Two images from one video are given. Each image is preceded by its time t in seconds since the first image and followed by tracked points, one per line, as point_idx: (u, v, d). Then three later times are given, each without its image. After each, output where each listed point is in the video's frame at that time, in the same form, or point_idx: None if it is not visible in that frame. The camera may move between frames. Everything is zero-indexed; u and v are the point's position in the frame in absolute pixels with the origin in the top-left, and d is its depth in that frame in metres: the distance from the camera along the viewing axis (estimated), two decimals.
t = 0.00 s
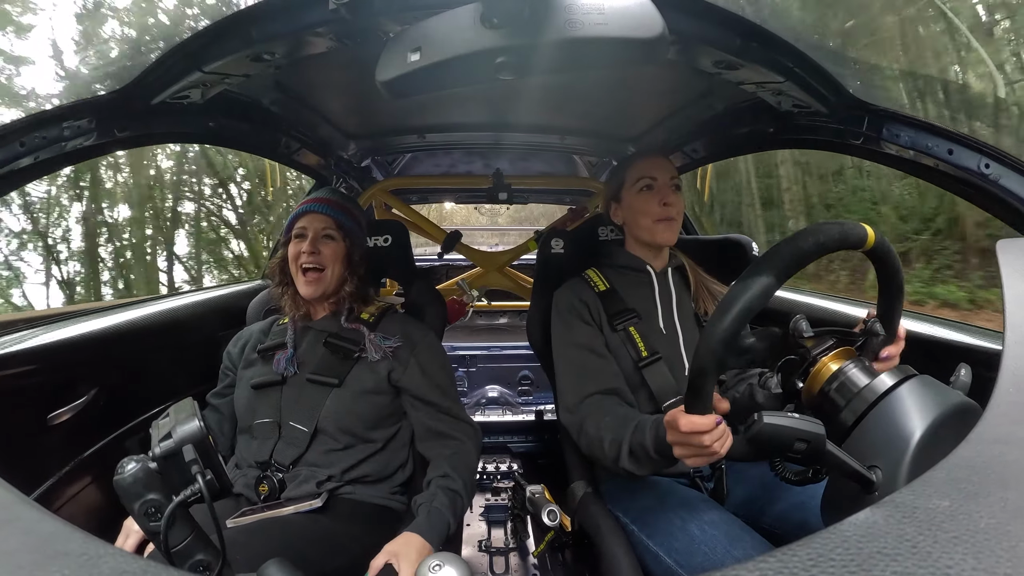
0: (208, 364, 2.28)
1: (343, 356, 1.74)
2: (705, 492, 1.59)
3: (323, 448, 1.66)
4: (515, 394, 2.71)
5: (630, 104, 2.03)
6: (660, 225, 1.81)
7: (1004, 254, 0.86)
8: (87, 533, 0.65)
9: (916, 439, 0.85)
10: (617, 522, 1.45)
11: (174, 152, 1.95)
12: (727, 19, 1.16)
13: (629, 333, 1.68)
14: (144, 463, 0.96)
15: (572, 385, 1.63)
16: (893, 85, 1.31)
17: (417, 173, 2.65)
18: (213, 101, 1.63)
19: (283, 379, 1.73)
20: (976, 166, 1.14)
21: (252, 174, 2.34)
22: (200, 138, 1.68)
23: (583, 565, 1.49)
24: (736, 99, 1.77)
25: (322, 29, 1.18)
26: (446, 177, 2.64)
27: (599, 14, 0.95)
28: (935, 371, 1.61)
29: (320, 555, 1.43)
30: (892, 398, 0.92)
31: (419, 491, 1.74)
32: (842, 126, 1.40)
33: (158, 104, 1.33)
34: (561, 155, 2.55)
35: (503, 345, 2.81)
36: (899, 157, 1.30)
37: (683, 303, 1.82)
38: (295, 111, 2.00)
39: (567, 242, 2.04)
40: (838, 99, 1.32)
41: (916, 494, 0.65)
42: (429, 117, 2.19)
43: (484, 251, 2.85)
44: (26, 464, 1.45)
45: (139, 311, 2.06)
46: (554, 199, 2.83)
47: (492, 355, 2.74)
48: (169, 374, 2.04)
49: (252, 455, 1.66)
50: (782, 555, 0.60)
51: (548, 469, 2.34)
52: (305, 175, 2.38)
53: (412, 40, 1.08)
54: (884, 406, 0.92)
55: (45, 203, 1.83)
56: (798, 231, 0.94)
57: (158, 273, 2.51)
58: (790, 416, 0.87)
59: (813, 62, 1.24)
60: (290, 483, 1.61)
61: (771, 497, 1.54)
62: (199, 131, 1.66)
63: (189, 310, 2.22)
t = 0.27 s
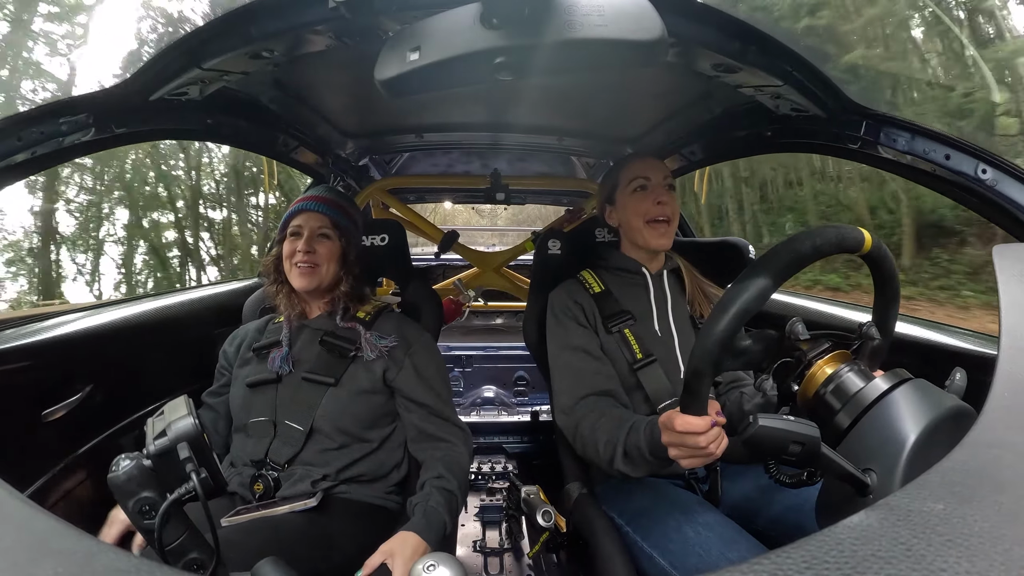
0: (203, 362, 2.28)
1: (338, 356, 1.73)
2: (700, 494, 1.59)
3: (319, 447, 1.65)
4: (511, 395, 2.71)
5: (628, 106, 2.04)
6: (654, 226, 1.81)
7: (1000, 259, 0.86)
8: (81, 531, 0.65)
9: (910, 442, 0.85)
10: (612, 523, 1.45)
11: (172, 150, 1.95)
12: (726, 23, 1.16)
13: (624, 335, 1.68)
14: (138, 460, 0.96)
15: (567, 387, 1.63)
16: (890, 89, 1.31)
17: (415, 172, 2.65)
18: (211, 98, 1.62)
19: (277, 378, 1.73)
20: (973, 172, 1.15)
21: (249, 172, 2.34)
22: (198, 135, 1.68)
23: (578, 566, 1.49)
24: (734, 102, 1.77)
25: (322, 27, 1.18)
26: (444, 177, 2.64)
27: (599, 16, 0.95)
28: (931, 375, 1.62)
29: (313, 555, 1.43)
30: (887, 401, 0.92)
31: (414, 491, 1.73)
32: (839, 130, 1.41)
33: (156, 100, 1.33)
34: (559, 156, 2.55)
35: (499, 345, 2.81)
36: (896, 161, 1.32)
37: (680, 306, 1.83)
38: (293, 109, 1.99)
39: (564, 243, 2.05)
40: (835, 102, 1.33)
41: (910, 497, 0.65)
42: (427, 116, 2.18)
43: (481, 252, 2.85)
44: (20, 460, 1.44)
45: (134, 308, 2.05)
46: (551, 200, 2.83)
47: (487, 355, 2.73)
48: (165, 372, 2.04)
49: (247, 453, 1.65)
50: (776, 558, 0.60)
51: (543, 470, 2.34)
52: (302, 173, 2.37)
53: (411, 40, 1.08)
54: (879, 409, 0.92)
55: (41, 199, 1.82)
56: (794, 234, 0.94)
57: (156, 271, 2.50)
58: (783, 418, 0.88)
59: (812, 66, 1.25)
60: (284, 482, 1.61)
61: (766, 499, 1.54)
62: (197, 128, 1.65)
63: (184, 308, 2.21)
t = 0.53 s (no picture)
0: (199, 360, 2.27)
1: (336, 355, 1.73)
2: (696, 494, 1.59)
3: (316, 446, 1.65)
4: (507, 394, 2.71)
5: (627, 106, 2.04)
6: (654, 226, 1.82)
7: (995, 262, 0.87)
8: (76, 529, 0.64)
9: (906, 443, 0.86)
10: (608, 523, 1.46)
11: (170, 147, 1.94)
12: (726, 24, 1.16)
13: (621, 335, 1.68)
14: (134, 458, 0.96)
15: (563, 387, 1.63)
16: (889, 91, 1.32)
17: (413, 171, 2.65)
18: (209, 95, 1.62)
19: (276, 378, 1.72)
20: (969, 174, 1.17)
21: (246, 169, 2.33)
22: (197, 132, 1.68)
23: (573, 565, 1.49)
24: (732, 103, 1.77)
25: (321, 24, 1.18)
26: (442, 176, 2.63)
27: (598, 15, 0.94)
28: (927, 376, 1.62)
29: (309, 553, 1.42)
30: (883, 403, 0.93)
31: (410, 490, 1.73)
32: (837, 132, 1.42)
33: (155, 96, 1.32)
34: (557, 156, 2.56)
35: (495, 345, 2.81)
36: (892, 163, 1.32)
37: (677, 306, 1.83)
38: (291, 106, 1.99)
39: (561, 242, 2.05)
40: (833, 104, 1.33)
41: (905, 498, 0.65)
42: (425, 115, 2.18)
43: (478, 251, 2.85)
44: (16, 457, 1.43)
45: (130, 306, 2.04)
46: (549, 199, 2.83)
47: (484, 354, 2.73)
48: (161, 369, 2.03)
49: (243, 451, 1.65)
50: (771, 558, 0.60)
51: (539, 470, 2.34)
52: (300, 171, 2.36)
53: (412, 38, 1.08)
54: (876, 410, 0.93)
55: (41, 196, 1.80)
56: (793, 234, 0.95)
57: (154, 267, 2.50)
58: (780, 419, 0.88)
59: (810, 67, 1.25)
60: (281, 480, 1.60)
61: (761, 499, 1.55)
62: (195, 125, 1.65)
63: (180, 305, 2.20)
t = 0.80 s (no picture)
0: (197, 360, 2.26)
1: (334, 356, 1.73)
2: (695, 493, 1.59)
3: (314, 446, 1.65)
4: (506, 394, 2.71)
5: (625, 106, 2.04)
6: (659, 227, 1.82)
7: (993, 262, 0.87)
8: (72, 531, 0.64)
9: (903, 442, 0.86)
10: (607, 522, 1.46)
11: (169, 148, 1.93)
12: (724, 24, 1.16)
13: (624, 334, 1.69)
14: (132, 459, 0.96)
15: (563, 387, 1.63)
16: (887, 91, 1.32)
17: (411, 171, 2.65)
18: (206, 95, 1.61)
19: (276, 378, 1.72)
20: (967, 173, 1.18)
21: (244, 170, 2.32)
22: (195, 132, 1.67)
23: (573, 565, 1.49)
24: (730, 103, 1.77)
25: (319, 23, 1.17)
26: (440, 176, 2.63)
27: (596, 16, 0.94)
28: (926, 375, 1.62)
29: (308, 554, 1.42)
30: (880, 402, 0.93)
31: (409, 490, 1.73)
32: (835, 131, 1.42)
33: (152, 97, 1.32)
34: (555, 157, 2.56)
35: (494, 344, 2.81)
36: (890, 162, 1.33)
37: (676, 306, 1.83)
38: (289, 107, 1.98)
39: (560, 242, 2.04)
40: (832, 104, 1.33)
41: (903, 497, 0.65)
42: (424, 114, 2.17)
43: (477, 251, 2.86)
44: (15, 458, 1.43)
45: (128, 306, 2.04)
46: (547, 199, 2.83)
47: (482, 354, 2.73)
48: (160, 370, 2.03)
49: (241, 452, 1.65)
50: (770, 557, 0.60)
51: (538, 469, 2.34)
52: (298, 171, 2.36)
53: (409, 38, 1.08)
54: (873, 410, 0.93)
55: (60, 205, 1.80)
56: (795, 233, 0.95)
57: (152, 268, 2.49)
58: (779, 418, 0.88)
59: (808, 68, 1.25)
60: (280, 481, 1.60)
61: (760, 499, 1.55)
62: (193, 125, 1.64)
63: (177, 306, 2.19)
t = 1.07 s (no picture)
0: (196, 361, 2.26)
1: (332, 356, 1.73)
2: (694, 492, 1.60)
3: (313, 447, 1.65)
4: (505, 393, 2.71)
5: (623, 105, 2.04)
6: (664, 226, 1.82)
7: (993, 263, 0.87)
8: (74, 532, 0.64)
9: (902, 439, 0.86)
10: (606, 522, 1.46)
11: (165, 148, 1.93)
12: (721, 23, 1.17)
13: (627, 332, 1.68)
14: (132, 461, 0.95)
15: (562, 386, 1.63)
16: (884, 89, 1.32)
17: (409, 171, 2.65)
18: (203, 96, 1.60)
19: (273, 378, 1.72)
20: (965, 171, 1.18)
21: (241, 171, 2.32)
22: (192, 133, 1.67)
23: (573, 564, 1.49)
24: (727, 101, 1.78)
25: (316, 24, 1.17)
26: (437, 176, 2.63)
27: (593, 15, 0.94)
28: (925, 372, 1.63)
29: (307, 554, 1.42)
30: (878, 400, 0.93)
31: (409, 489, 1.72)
32: (833, 130, 1.42)
33: (150, 98, 1.32)
34: (553, 156, 2.56)
35: (492, 344, 2.81)
36: (889, 160, 1.34)
37: (675, 305, 1.83)
38: (286, 107, 1.98)
39: (558, 241, 2.04)
40: (829, 102, 1.33)
41: (902, 494, 0.66)
42: (421, 114, 2.17)
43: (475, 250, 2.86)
44: (15, 460, 1.43)
45: (127, 307, 2.03)
46: (545, 198, 2.83)
47: (481, 354, 2.74)
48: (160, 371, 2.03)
49: (241, 453, 1.65)
50: (769, 555, 0.60)
51: (537, 469, 2.34)
52: (296, 171, 2.36)
53: (406, 38, 1.07)
54: (872, 408, 0.93)
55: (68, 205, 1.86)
56: (801, 228, 0.95)
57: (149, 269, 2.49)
58: (778, 417, 0.88)
59: (805, 66, 1.25)
60: (279, 482, 1.60)
61: (760, 497, 1.55)
62: (190, 126, 1.64)
63: (175, 307, 2.19)
